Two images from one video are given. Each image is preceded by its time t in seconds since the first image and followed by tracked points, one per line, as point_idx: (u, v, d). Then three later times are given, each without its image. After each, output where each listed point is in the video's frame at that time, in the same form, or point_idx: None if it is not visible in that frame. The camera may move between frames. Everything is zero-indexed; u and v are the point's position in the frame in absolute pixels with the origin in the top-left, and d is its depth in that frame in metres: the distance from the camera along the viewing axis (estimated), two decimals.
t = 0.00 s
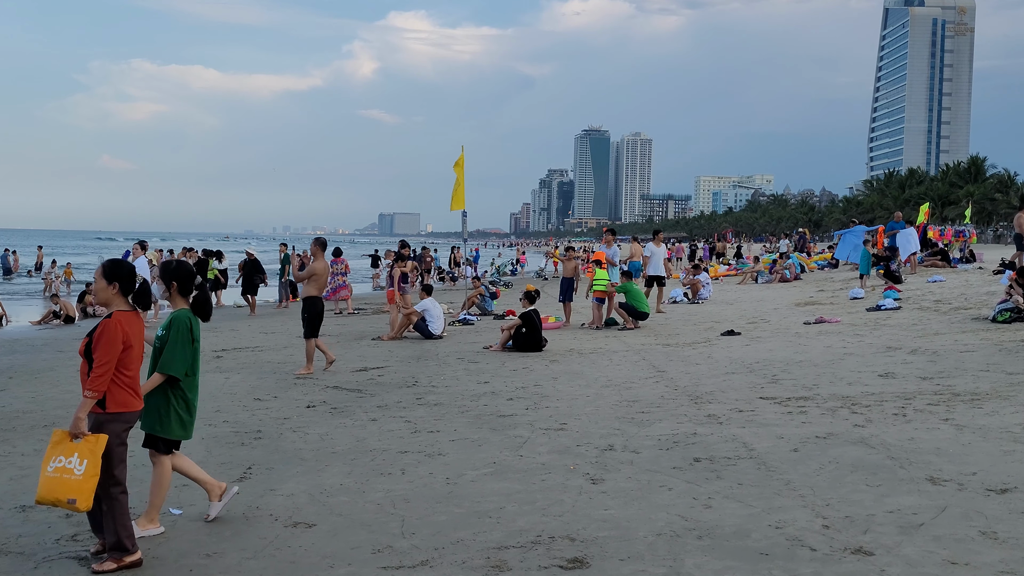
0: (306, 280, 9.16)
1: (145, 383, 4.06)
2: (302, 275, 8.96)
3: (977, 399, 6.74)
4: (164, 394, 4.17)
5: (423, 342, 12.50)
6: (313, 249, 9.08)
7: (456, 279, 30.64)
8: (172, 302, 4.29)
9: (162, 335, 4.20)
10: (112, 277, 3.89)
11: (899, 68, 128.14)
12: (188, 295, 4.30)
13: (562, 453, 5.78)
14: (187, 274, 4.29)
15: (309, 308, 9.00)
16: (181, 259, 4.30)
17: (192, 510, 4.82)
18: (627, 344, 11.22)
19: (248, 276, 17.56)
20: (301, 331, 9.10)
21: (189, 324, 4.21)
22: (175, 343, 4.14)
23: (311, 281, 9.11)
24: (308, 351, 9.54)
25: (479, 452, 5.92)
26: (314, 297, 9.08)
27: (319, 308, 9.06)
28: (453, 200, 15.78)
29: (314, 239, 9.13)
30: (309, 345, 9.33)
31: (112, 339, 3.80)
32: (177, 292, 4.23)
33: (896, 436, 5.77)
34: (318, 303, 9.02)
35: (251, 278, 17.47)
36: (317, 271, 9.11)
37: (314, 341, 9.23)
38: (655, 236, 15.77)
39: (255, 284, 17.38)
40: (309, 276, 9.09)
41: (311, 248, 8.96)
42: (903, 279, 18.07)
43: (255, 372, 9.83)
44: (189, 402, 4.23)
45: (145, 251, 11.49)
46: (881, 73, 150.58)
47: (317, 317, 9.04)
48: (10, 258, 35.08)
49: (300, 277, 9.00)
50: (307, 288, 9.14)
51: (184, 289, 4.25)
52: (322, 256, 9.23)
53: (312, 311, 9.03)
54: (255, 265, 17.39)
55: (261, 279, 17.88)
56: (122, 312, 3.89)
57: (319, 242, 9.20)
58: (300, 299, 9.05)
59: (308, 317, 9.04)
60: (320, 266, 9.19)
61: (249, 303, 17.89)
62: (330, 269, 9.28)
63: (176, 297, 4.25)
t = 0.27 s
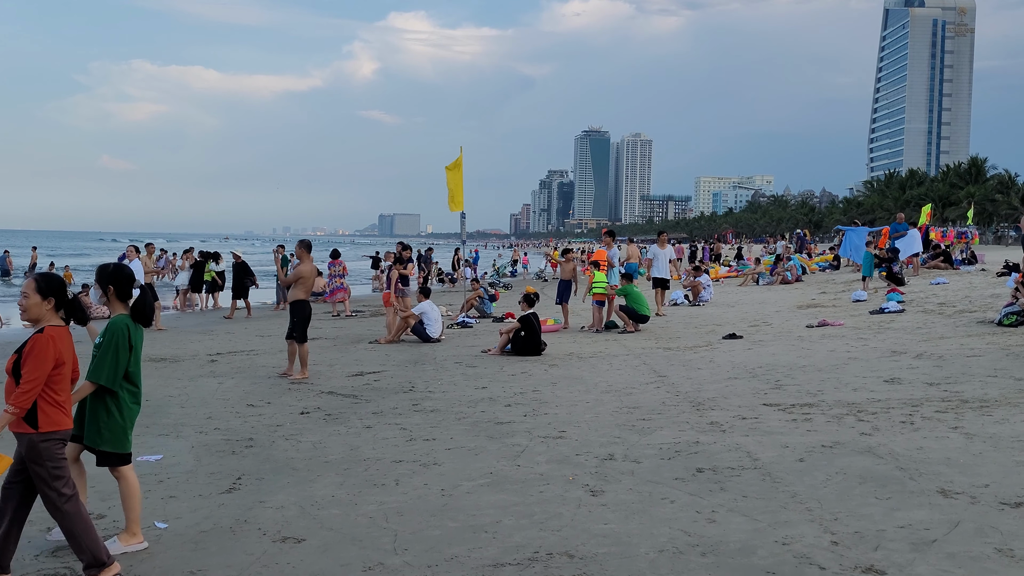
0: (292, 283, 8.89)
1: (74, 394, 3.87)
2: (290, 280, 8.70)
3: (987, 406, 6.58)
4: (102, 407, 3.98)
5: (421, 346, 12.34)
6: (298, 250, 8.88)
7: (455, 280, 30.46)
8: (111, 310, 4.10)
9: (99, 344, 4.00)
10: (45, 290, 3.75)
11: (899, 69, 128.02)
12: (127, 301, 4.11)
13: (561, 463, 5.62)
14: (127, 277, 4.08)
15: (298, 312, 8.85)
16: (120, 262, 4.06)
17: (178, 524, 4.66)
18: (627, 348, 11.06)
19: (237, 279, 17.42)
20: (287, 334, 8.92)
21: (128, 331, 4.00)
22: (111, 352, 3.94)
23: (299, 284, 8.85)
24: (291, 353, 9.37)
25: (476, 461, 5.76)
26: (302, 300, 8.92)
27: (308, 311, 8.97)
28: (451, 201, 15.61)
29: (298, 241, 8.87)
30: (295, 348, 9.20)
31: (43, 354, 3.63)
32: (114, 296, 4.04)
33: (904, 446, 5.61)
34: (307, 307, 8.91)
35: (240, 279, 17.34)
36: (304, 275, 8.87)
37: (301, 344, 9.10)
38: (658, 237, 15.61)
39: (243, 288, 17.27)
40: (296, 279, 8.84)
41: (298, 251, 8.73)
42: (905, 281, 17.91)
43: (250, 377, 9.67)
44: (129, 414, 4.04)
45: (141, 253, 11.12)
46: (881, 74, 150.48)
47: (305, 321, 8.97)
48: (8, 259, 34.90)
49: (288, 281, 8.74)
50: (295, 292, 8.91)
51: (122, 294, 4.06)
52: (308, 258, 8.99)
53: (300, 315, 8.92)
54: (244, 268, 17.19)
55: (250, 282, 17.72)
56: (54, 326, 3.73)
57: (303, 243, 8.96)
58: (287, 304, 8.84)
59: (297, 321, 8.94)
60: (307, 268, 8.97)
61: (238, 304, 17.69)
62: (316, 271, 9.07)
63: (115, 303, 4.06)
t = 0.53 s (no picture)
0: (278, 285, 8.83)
1: (8, 407, 3.76)
2: (275, 282, 8.62)
3: (994, 410, 6.46)
4: (32, 417, 3.85)
5: (419, 347, 12.21)
6: (284, 252, 8.81)
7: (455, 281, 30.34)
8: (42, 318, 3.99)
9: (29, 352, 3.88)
10: None
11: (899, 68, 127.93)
12: (60, 309, 4.01)
13: (560, 468, 5.49)
14: (62, 285, 3.99)
15: (284, 314, 8.74)
16: (53, 268, 3.98)
17: (166, 532, 4.53)
18: (628, 349, 10.94)
19: (226, 279, 17.25)
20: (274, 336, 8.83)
21: (61, 339, 3.90)
22: (42, 360, 3.83)
23: (285, 286, 8.77)
24: (277, 355, 9.29)
25: (473, 466, 5.63)
26: (288, 303, 8.83)
27: (294, 313, 8.86)
28: (451, 201, 15.49)
29: (284, 242, 8.81)
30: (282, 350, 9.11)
31: None
32: (47, 304, 3.94)
33: (911, 451, 5.48)
34: (293, 309, 8.79)
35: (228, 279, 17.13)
36: (290, 277, 8.79)
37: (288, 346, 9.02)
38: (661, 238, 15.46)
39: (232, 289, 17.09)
40: (282, 281, 8.77)
41: (284, 253, 8.67)
42: (908, 281, 17.78)
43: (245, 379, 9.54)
44: (60, 425, 3.93)
45: (138, 254, 10.72)
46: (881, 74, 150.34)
47: (293, 323, 8.85)
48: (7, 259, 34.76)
49: (273, 282, 8.66)
50: (281, 294, 8.82)
51: (56, 301, 3.96)
52: (295, 260, 8.91)
53: (286, 317, 8.81)
54: (233, 269, 17.01)
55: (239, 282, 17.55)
56: None
57: (291, 245, 8.89)
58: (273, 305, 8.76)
59: (284, 323, 8.83)
60: (292, 270, 8.89)
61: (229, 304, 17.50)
62: (303, 273, 8.98)
63: (47, 310, 3.95)
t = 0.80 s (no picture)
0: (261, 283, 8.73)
1: None
2: (258, 279, 8.53)
3: (1000, 410, 6.32)
4: None
5: (416, 346, 12.08)
6: (267, 249, 8.73)
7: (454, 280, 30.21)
8: None
9: None
10: None
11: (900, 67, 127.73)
12: None
13: (556, 470, 5.36)
14: None
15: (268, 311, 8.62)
16: None
17: (150, 536, 4.39)
18: (627, 348, 10.80)
19: (215, 278, 17.04)
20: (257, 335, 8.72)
21: None
22: None
23: (268, 283, 8.68)
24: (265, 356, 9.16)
25: (467, 468, 5.50)
26: (272, 300, 8.73)
27: (278, 310, 8.74)
28: (449, 199, 15.35)
29: (268, 239, 8.72)
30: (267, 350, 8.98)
31: None
32: None
33: (916, 452, 5.35)
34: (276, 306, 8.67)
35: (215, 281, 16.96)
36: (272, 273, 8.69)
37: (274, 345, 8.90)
38: (662, 236, 15.32)
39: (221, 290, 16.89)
40: (264, 278, 8.67)
41: (266, 249, 8.58)
42: (910, 280, 17.63)
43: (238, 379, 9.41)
44: None
45: (131, 252, 10.62)
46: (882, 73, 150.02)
47: (277, 321, 8.74)
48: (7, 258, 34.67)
49: (256, 279, 8.56)
50: (264, 292, 8.72)
51: None
52: (278, 257, 8.81)
53: (270, 315, 8.69)
54: (221, 268, 16.91)
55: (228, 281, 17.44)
56: None
57: (273, 242, 8.80)
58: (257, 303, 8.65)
59: (268, 321, 8.72)
60: (275, 268, 8.80)
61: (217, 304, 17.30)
62: (286, 270, 8.87)
63: None
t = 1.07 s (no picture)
0: (242, 285, 8.59)
1: None
2: (240, 282, 8.39)
3: (1006, 417, 6.15)
4: None
5: (411, 349, 11.92)
6: (249, 250, 8.60)
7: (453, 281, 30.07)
8: None
9: None
10: None
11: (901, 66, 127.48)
12: None
13: (549, 480, 5.20)
14: None
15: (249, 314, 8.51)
16: None
17: (125, 551, 4.23)
18: (625, 351, 10.64)
19: (202, 279, 16.58)
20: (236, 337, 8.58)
21: None
22: None
23: (249, 285, 8.54)
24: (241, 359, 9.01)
25: (457, 478, 5.34)
26: (253, 301, 8.60)
27: (259, 312, 8.63)
28: (445, 200, 15.18)
29: (248, 240, 8.57)
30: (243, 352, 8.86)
31: None
32: None
33: (920, 462, 5.18)
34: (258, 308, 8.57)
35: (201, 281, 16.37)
36: (254, 275, 8.56)
37: (254, 347, 8.77)
38: (661, 236, 15.14)
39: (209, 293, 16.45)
40: (246, 280, 8.53)
41: (248, 251, 8.44)
42: (912, 281, 17.46)
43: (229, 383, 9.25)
44: None
45: (121, 253, 10.46)
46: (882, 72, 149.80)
47: (257, 322, 8.62)
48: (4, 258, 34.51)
49: (237, 281, 8.41)
50: (245, 293, 8.57)
51: None
52: (258, 258, 8.68)
53: (251, 317, 8.57)
54: (209, 268, 16.21)
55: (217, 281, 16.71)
56: None
57: (253, 243, 8.66)
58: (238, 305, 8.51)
59: (247, 323, 8.57)
60: (256, 269, 8.66)
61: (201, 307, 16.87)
62: (268, 271, 8.75)
63: None
